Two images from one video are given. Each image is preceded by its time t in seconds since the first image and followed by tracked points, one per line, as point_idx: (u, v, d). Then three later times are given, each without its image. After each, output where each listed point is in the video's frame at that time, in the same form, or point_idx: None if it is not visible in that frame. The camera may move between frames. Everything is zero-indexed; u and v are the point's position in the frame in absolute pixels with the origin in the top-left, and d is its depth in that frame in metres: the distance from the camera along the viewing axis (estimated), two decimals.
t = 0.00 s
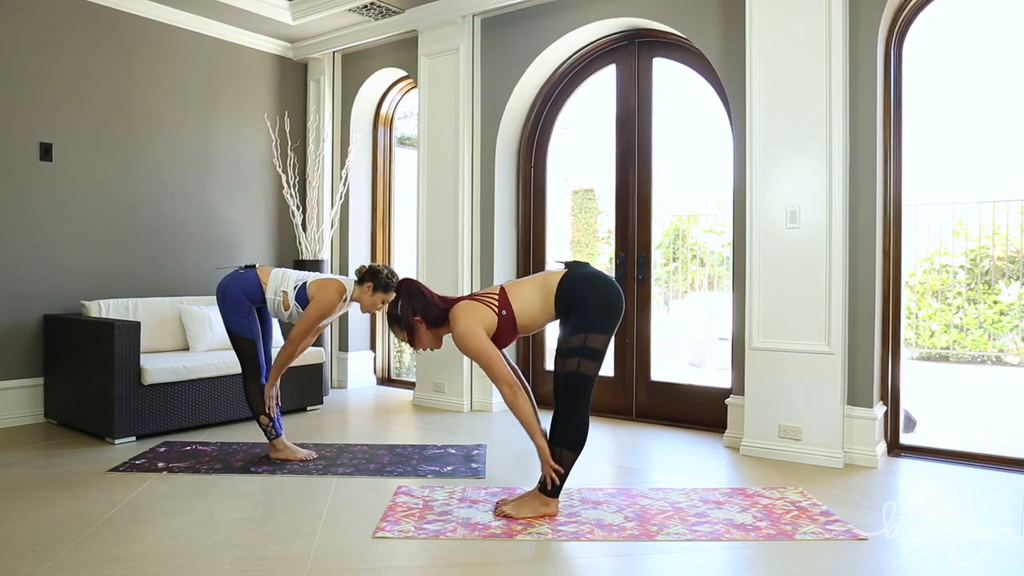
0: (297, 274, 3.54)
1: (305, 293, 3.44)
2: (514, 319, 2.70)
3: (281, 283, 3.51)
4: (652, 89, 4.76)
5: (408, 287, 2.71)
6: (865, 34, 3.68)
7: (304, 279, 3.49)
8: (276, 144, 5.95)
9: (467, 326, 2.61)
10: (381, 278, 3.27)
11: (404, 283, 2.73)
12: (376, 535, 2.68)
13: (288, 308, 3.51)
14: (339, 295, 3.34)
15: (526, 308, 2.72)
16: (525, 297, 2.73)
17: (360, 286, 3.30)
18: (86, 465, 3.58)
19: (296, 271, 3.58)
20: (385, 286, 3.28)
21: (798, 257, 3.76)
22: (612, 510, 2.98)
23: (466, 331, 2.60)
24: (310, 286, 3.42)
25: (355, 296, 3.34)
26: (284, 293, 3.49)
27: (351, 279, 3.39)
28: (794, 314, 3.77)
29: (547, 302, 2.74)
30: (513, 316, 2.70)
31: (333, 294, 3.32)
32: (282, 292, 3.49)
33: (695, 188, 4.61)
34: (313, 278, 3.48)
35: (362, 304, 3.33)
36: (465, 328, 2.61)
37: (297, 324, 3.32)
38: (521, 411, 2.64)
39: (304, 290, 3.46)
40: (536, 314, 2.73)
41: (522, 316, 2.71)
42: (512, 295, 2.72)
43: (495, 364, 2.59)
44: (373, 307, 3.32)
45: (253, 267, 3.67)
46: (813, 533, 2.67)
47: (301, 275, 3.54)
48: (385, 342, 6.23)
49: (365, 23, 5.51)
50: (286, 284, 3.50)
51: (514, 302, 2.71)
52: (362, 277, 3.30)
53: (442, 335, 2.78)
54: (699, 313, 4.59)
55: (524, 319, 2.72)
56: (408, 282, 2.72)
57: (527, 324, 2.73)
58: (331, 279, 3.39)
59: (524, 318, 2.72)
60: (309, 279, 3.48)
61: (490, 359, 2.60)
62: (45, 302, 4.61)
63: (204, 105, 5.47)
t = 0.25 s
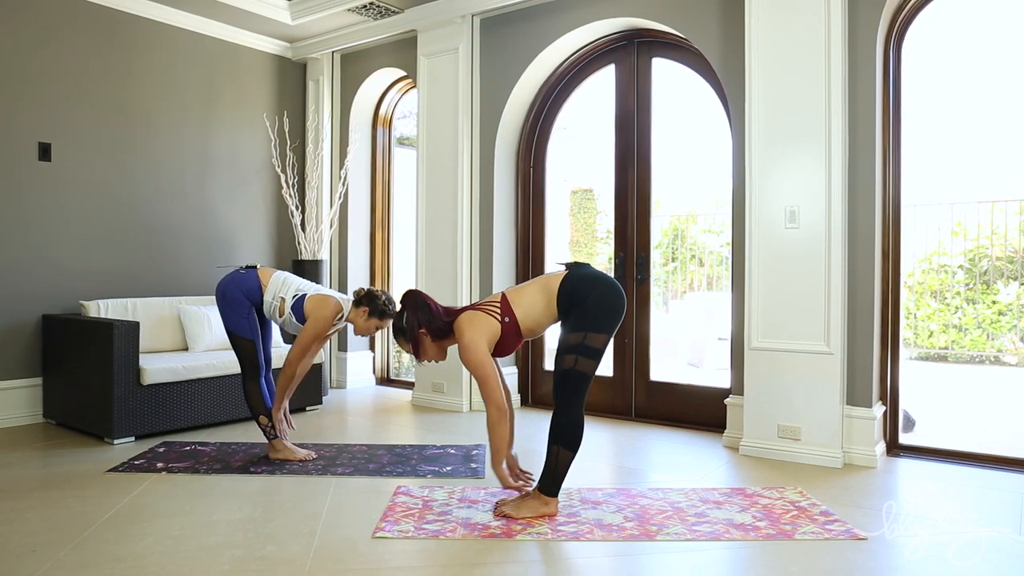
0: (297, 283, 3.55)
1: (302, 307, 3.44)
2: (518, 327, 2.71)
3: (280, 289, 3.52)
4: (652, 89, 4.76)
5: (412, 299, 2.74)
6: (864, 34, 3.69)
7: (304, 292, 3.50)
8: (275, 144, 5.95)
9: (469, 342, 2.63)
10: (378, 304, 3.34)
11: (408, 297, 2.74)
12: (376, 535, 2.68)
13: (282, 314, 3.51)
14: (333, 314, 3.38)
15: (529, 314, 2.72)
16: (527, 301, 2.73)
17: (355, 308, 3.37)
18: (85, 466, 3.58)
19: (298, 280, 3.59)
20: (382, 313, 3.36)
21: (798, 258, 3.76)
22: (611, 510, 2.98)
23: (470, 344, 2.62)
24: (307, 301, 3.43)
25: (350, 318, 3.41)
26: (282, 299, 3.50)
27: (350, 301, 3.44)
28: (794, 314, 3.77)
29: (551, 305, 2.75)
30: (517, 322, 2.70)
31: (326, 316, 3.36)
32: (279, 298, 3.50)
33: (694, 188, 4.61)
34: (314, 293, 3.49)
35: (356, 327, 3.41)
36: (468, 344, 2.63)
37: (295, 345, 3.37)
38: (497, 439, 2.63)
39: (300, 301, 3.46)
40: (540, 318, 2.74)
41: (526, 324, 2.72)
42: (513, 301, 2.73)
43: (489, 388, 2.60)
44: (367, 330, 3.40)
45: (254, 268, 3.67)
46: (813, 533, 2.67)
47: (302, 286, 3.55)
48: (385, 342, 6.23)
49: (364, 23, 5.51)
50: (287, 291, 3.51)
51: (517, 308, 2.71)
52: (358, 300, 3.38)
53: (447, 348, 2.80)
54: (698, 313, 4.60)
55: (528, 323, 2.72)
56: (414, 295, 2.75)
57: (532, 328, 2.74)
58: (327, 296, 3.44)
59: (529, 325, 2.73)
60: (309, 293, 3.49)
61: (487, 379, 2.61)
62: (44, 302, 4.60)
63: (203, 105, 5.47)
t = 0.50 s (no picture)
0: (298, 292, 3.56)
1: (297, 319, 3.45)
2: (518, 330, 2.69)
3: (281, 293, 3.52)
4: (651, 89, 4.76)
5: (415, 302, 2.70)
6: (863, 35, 3.69)
7: (303, 304, 3.51)
8: (274, 144, 5.95)
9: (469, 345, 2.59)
10: (370, 332, 3.31)
11: (411, 300, 2.71)
12: (376, 535, 2.68)
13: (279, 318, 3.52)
14: (326, 332, 3.40)
15: (530, 317, 2.70)
16: (527, 304, 2.72)
17: (348, 331, 3.35)
18: (84, 466, 3.57)
19: (301, 288, 3.60)
20: (372, 341, 3.32)
21: (797, 258, 3.76)
22: (611, 510, 2.98)
23: (471, 349, 2.58)
24: (303, 314, 3.44)
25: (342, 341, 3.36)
26: (281, 303, 3.50)
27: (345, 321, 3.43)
28: (793, 314, 3.77)
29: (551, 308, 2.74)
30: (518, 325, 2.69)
31: (319, 336, 3.38)
32: (278, 302, 3.50)
33: (692, 187, 4.61)
34: (313, 306, 3.50)
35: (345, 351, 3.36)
36: (468, 347, 2.59)
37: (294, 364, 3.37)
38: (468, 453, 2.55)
39: (297, 312, 3.47)
40: (540, 321, 2.73)
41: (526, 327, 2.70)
42: (513, 304, 2.71)
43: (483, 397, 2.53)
44: (355, 355, 3.35)
45: (257, 268, 3.67)
46: (813, 533, 2.68)
47: (303, 296, 3.56)
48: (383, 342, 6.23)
49: (363, 23, 5.51)
50: (290, 297, 3.51)
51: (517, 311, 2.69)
52: (352, 322, 3.36)
53: (448, 352, 2.76)
54: (697, 313, 4.60)
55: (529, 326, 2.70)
56: (417, 296, 2.71)
57: (532, 330, 2.71)
58: (324, 314, 3.43)
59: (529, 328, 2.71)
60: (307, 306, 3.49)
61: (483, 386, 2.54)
62: (43, 302, 4.60)
63: (202, 105, 5.47)
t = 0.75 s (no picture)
0: (298, 298, 3.56)
1: (294, 325, 3.45)
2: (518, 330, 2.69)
3: (281, 297, 3.52)
4: (650, 89, 4.76)
5: (416, 301, 2.70)
6: (862, 35, 3.69)
7: (302, 311, 3.51)
8: (273, 144, 5.95)
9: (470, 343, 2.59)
10: (362, 349, 3.30)
11: (413, 298, 2.71)
12: (375, 535, 2.68)
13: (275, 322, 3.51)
14: (321, 343, 3.38)
15: (529, 316, 2.70)
16: (527, 304, 2.72)
17: (341, 345, 3.34)
18: (83, 466, 3.57)
19: (301, 293, 3.60)
20: (362, 358, 3.31)
21: (797, 258, 3.76)
22: (610, 510, 2.98)
23: (471, 348, 2.58)
24: (300, 322, 3.43)
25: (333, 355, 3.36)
26: (280, 306, 3.50)
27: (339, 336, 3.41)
28: (792, 314, 3.77)
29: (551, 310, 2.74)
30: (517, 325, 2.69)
31: (313, 348, 3.35)
32: (278, 306, 3.50)
33: (691, 187, 4.62)
34: (310, 315, 3.49)
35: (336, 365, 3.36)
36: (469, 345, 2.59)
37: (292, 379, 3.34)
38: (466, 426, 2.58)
39: (293, 319, 3.46)
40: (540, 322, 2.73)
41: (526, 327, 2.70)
42: (513, 304, 2.71)
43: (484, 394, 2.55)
44: (343, 369, 3.34)
45: (260, 270, 3.67)
46: (812, 532, 2.68)
47: (302, 302, 3.56)
48: (382, 342, 6.23)
49: (362, 23, 5.50)
50: (289, 302, 3.51)
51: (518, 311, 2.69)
52: (346, 336, 3.35)
53: (447, 352, 2.76)
54: (696, 313, 4.60)
55: (528, 327, 2.70)
56: (418, 296, 2.71)
57: (531, 332, 2.72)
58: (320, 326, 3.41)
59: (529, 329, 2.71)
60: (305, 314, 3.49)
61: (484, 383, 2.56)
62: (42, 302, 4.59)
63: (201, 105, 5.46)
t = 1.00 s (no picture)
0: (298, 300, 3.54)
1: (291, 328, 3.44)
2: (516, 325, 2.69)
3: (280, 298, 3.51)
4: (649, 89, 4.77)
5: (417, 286, 2.70)
6: (861, 35, 3.69)
7: (300, 314, 3.50)
8: (272, 144, 5.94)
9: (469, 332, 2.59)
10: (357, 356, 3.29)
11: (414, 283, 2.70)
12: (374, 535, 2.68)
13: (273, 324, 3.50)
14: (316, 348, 3.38)
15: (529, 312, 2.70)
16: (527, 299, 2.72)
17: (336, 350, 3.33)
18: (82, 466, 3.57)
19: (301, 295, 3.59)
20: (357, 365, 3.29)
21: (796, 258, 3.76)
22: (610, 510, 2.98)
23: (469, 336, 2.59)
24: (298, 326, 3.42)
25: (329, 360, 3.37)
26: (278, 308, 3.49)
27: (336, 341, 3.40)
28: (792, 314, 3.78)
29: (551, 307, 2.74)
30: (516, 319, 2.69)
31: (309, 352, 3.35)
32: (276, 308, 3.49)
33: (690, 187, 4.62)
34: (308, 319, 3.48)
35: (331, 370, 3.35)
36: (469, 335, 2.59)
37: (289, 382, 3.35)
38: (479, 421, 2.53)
39: (292, 322, 3.46)
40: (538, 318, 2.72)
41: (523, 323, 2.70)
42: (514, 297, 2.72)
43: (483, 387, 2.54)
44: (338, 375, 3.33)
45: (261, 270, 3.66)
46: (811, 532, 2.68)
47: (301, 305, 3.55)
48: (381, 342, 6.23)
49: (362, 23, 5.50)
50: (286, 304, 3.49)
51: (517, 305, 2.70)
52: (343, 342, 3.34)
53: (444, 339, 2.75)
54: (695, 313, 4.60)
55: (527, 321, 2.70)
56: (418, 281, 2.70)
57: (530, 326, 2.71)
58: (317, 330, 3.41)
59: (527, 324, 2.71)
60: (303, 317, 3.48)
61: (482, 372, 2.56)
62: (41, 302, 4.59)
63: (200, 105, 5.46)
